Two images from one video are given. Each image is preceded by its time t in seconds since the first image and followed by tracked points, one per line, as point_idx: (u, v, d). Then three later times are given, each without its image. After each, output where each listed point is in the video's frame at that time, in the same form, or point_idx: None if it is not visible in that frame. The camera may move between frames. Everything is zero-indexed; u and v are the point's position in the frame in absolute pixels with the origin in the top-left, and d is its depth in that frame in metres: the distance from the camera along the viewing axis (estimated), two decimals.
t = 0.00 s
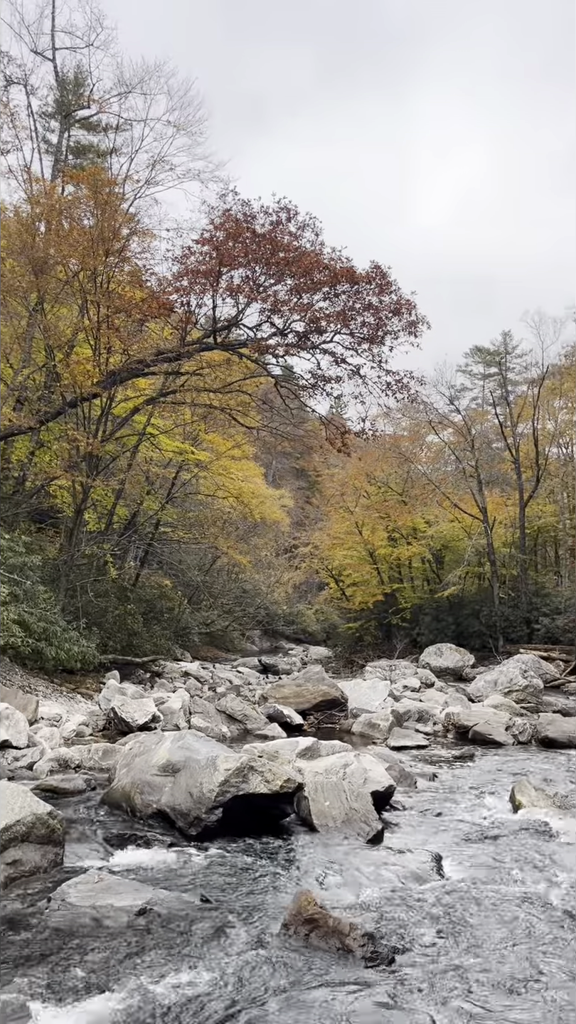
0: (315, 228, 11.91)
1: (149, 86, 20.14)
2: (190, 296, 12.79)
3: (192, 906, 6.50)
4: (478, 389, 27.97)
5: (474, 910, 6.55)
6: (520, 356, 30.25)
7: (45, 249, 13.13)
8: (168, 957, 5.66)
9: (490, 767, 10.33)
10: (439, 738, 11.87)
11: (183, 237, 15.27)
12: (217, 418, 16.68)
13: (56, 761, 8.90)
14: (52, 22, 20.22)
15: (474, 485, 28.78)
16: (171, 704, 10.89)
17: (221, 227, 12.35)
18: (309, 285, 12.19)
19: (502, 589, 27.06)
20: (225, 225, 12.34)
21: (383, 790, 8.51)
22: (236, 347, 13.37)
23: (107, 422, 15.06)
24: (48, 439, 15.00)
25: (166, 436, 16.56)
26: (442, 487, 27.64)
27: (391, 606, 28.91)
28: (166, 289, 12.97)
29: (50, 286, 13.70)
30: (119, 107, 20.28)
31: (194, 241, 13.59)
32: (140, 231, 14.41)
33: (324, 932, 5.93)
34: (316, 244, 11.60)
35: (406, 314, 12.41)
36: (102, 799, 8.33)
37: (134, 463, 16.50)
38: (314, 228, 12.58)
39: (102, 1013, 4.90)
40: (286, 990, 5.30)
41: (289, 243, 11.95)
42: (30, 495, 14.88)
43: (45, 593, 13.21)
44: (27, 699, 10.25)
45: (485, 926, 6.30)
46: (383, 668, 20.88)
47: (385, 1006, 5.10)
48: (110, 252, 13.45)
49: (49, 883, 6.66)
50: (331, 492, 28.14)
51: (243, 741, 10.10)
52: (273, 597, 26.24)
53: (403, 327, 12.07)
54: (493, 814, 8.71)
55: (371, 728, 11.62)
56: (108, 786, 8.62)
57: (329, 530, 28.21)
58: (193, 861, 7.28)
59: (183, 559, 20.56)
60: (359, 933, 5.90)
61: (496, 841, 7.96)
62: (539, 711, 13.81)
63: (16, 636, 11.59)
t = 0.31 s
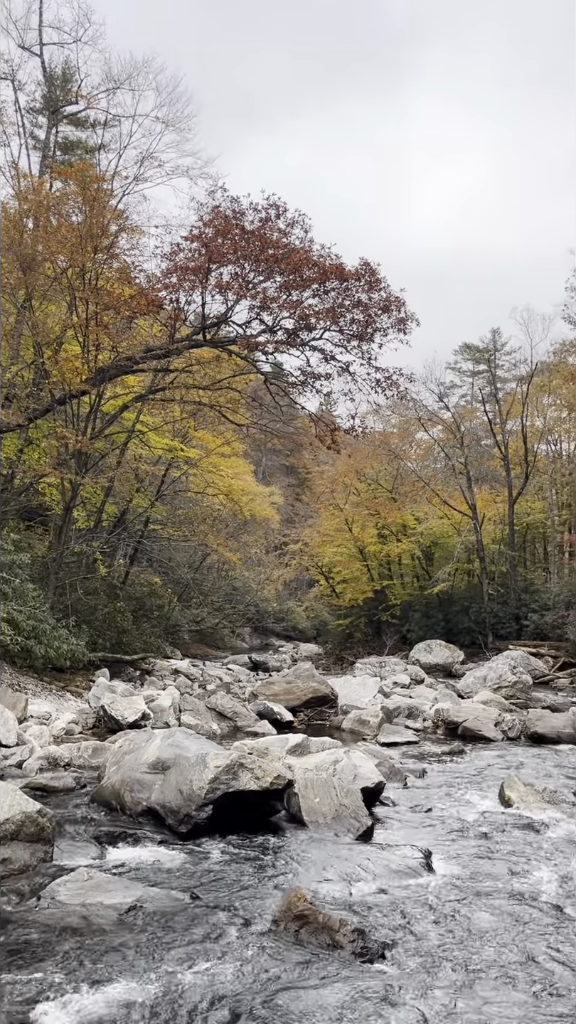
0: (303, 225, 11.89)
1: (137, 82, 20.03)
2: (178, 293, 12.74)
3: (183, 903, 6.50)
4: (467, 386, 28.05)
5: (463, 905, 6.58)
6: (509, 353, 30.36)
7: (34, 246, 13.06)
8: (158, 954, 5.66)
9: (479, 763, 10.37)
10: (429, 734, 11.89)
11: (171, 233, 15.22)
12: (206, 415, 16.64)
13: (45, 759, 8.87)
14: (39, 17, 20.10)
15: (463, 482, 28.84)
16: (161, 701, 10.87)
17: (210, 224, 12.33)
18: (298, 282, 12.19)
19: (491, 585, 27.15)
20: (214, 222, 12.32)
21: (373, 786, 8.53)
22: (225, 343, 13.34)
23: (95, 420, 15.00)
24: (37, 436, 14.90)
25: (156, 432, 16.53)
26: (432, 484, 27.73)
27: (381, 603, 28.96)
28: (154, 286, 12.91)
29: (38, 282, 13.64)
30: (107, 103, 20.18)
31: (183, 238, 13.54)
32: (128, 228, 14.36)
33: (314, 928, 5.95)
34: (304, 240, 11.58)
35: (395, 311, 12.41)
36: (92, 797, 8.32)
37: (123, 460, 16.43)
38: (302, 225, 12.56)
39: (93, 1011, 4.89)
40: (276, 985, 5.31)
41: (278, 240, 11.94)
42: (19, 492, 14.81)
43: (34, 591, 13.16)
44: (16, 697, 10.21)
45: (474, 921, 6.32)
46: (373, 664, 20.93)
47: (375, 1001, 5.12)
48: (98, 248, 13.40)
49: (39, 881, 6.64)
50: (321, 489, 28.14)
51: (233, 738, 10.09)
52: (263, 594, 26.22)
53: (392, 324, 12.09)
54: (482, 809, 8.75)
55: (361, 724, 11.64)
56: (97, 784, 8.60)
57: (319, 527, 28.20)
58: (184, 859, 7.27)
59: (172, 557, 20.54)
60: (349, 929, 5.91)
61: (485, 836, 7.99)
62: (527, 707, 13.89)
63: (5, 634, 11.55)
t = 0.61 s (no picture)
0: (295, 221, 11.86)
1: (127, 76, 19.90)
2: (170, 288, 12.69)
3: (175, 899, 6.52)
4: (459, 382, 28.08)
5: (454, 899, 6.63)
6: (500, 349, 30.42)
7: (24, 240, 13.02)
8: (151, 950, 5.68)
9: (471, 757, 10.43)
10: (421, 729, 11.95)
11: (162, 229, 15.17)
12: (198, 411, 16.61)
13: (38, 755, 8.86)
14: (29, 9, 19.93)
15: (455, 477, 28.89)
16: (153, 697, 10.88)
17: (201, 220, 12.29)
18: (290, 278, 12.19)
19: (483, 581, 27.23)
20: (205, 218, 12.28)
21: (366, 781, 8.56)
22: (217, 338, 13.30)
23: (87, 416, 14.95)
24: (28, 432, 14.81)
25: (147, 429, 16.51)
26: (423, 480, 27.76)
27: (373, 599, 29.01)
28: (146, 281, 12.86)
29: (28, 278, 13.58)
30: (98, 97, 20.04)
31: (174, 233, 13.49)
32: (119, 223, 14.30)
33: (307, 922, 5.99)
34: (296, 236, 11.57)
35: (387, 307, 12.41)
36: (85, 793, 8.31)
37: (115, 457, 16.36)
38: (294, 221, 12.54)
39: (87, 1006, 4.90)
40: (269, 978, 5.34)
41: (269, 236, 11.91)
42: (10, 488, 14.75)
43: (25, 587, 13.13)
44: (8, 694, 10.19)
45: (466, 914, 6.37)
46: (365, 660, 20.98)
47: (367, 994, 5.16)
48: (89, 244, 13.35)
49: (31, 877, 6.64)
50: (314, 485, 28.14)
51: (225, 734, 10.12)
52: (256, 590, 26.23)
53: (384, 320, 12.09)
54: (473, 803, 8.80)
55: (353, 719, 11.68)
56: (90, 780, 8.61)
57: (311, 523, 28.21)
58: (176, 854, 7.28)
59: (164, 553, 20.52)
60: (341, 923, 5.95)
61: (476, 830, 8.04)
62: (518, 702, 13.96)
63: None
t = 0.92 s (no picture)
0: (288, 212, 11.82)
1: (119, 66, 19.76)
2: (164, 280, 12.65)
3: (171, 890, 6.54)
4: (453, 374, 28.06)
5: (448, 888, 6.67)
6: (494, 342, 30.41)
7: (16, 232, 13.00)
8: (146, 941, 5.70)
9: (465, 748, 10.47)
10: (415, 720, 11.99)
11: (155, 221, 15.10)
12: (192, 404, 16.59)
13: (32, 748, 8.87)
14: None
15: (449, 470, 28.94)
16: (147, 690, 10.88)
17: (195, 211, 12.26)
18: (283, 270, 12.16)
19: (477, 573, 27.31)
20: (199, 209, 12.24)
21: (360, 772, 8.58)
22: (211, 330, 13.27)
23: (80, 409, 14.92)
24: (21, 425, 14.75)
25: (141, 421, 16.49)
26: (418, 473, 27.79)
27: (367, 591, 29.06)
28: (139, 273, 12.80)
29: (21, 270, 13.52)
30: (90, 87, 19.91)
31: (167, 225, 13.44)
32: (113, 215, 14.25)
33: (301, 913, 6.02)
34: (289, 228, 11.54)
35: (381, 299, 12.40)
36: (80, 786, 8.32)
37: (109, 450, 16.31)
38: (288, 212, 12.50)
39: (83, 998, 4.91)
40: (264, 968, 5.37)
41: (263, 228, 11.88)
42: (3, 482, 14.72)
43: (19, 581, 13.11)
44: (2, 687, 10.18)
45: (459, 904, 6.41)
46: (360, 652, 21.04)
47: (362, 983, 5.19)
48: (81, 236, 13.31)
49: (26, 869, 6.65)
50: (308, 477, 28.13)
51: (220, 726, 10.14)
52: (250, 584, 26.25)
53: (378, 312, 12.07)
54: (467, 794, 8.84)
55: (348, 711, 11.71)
56: (85, 773, 8.62)
57: (306, 516, 28.22)
58: (171, 846, 7.30)
59: (159, 546, 20.51)
60: (336, 913, 5.98)
61: (470, 820, 8.08)
62: (512, 693, 14.02)
63: None
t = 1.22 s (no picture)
0: (286, 202, 11.77)
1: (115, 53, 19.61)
2: (161, 270, 12.59)
3: (170, 879, 6.57)
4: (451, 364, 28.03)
5: (446, 876, 6.72)
6: (492, 332, 30.35)
7: (13, 222, 12.96)
8: (146, 929, 5.74)
9: (462, 737, 10.52)
10: (413, 710, 12.04)
11: (152, 210, 15.03)
12: (189, 395, 16.57)
13: (31, 738, 8.89)
14: None
15: (447, 461, 28.96)
16: (145, 680, 10.91)
17: (192, 201, 12.21)
18: (281, 260, 12.12)
19: (475, 563, 27.38)
20: (196, 199, 12.19)
21: (358, 762, 8.61)
22: (208, 320, 13.20)
23: (77, 400, 14.90)
24: (18, 416, 14.70)
25: (139, 413, 16.47)
26: (416, 463, 27.79)
27: (365, 581, 29.09)
28: (135, 263, 12.73)
29: (17, 260, 13.48)
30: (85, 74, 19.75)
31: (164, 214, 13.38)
32: (109, 204, 14.18)
33: (299, 901, 6.07)
34: (287, 218, 11.50)
35: (378, 289, 12.39)
36: (78, 775, 8.35)
37: (106, 441, 16.32)
38: (285, 202, 12.45)
39: (84, 985, 4.95)
40: (263, 955, 5.42)
41: (260, 217, 11.83)
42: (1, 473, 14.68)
43: (17, 572, 13.10)
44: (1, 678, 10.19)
45: (457, 893, 6.45)
46: (357, 642, 21.11)
47: (361, 970, 5.23)
48: (78, 226, 13.26)
49: (25, 859, 6.67)
50: (306, 468, 28.12)
51: (218, 716, 10.17)
52: (248, 575, 26.29)
53: (376, 302, 12.05)
54: (464, 782, 8.90)
55: (346, 701, 11.76)
56: (83, 763, 8.64)
57: (304, 506, 28.22)
58: (170, 835, 7.33)
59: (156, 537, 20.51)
60: (335, 902, 6.03)
61: (468, 809, 8.12)
62: (510, 683, 14.09)
63: None
